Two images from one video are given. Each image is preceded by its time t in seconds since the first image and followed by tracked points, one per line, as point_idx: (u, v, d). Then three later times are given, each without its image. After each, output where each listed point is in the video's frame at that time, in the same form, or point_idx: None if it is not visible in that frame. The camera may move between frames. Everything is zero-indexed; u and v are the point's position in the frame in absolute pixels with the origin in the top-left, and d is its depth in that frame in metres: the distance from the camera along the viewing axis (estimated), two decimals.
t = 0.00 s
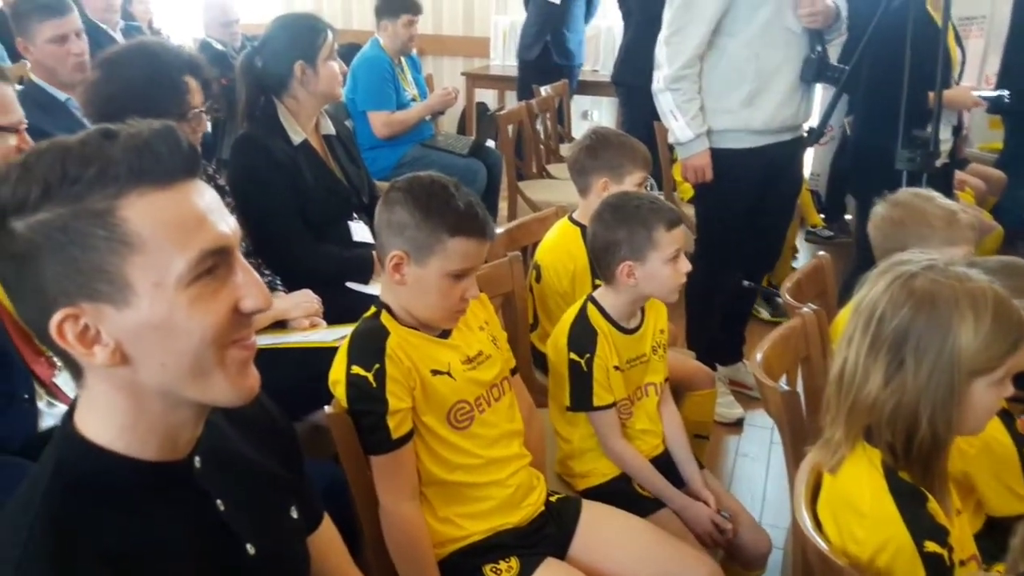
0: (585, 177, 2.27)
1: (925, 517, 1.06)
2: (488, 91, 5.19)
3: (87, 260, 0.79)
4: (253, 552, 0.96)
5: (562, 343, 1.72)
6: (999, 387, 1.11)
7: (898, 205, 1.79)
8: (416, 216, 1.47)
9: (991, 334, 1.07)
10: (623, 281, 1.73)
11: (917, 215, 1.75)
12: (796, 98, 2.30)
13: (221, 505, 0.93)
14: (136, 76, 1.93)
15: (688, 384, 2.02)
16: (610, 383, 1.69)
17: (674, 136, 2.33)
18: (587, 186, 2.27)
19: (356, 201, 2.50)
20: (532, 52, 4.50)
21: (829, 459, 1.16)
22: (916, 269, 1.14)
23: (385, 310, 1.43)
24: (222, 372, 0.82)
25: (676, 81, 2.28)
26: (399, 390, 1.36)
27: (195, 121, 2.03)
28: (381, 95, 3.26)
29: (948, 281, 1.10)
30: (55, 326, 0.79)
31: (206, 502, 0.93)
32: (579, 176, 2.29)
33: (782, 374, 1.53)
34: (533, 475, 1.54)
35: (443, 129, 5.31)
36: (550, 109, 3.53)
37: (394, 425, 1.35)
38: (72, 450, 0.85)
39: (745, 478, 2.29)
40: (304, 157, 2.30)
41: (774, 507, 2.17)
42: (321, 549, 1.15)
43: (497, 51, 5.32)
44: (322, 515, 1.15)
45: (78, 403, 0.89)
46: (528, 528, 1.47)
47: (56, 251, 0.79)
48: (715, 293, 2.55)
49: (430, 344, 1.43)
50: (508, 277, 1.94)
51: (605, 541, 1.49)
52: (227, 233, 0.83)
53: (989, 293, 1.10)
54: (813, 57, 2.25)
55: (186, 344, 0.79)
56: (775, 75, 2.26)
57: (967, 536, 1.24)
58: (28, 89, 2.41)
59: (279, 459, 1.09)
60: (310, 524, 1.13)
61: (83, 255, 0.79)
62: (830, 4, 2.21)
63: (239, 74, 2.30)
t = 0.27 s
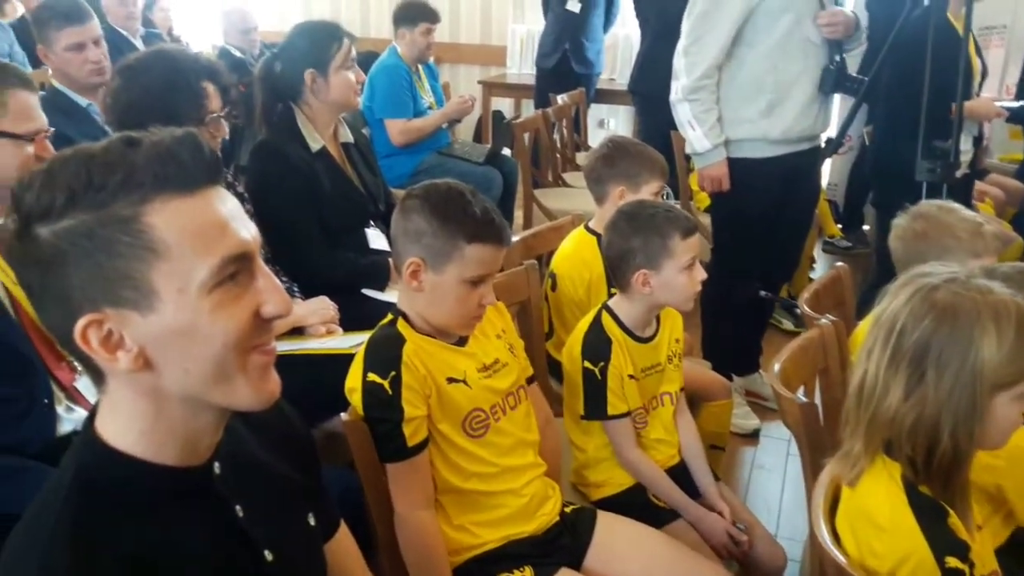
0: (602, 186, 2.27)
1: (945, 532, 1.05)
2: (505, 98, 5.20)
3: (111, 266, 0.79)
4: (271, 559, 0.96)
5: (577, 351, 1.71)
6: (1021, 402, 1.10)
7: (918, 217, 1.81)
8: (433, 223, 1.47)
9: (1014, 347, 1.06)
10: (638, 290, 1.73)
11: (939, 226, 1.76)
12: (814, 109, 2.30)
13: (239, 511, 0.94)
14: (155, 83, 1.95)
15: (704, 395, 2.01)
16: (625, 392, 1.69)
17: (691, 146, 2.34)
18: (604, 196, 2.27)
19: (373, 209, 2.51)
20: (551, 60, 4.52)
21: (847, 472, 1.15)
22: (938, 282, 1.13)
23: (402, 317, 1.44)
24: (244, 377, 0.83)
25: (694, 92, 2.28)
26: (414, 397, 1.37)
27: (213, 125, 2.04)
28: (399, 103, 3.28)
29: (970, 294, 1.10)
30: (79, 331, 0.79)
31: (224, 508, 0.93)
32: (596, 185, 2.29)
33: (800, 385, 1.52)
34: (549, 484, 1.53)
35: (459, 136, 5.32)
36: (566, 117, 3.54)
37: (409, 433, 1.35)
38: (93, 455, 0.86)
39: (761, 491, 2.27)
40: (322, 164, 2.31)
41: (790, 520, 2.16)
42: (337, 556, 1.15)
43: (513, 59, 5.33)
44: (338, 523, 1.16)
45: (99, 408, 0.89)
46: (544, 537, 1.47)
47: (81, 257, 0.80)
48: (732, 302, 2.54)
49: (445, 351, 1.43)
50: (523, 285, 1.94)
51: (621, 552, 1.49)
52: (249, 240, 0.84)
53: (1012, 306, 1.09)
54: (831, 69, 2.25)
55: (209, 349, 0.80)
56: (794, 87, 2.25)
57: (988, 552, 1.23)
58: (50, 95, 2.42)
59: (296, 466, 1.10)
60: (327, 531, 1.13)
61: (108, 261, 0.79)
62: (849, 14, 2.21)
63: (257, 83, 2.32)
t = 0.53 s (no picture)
0: (618, 195, 2.27)
1: (968, 548, 1.03)
2: (521, 106, 5.21)
3: (136, 272, 0.80)
4: (288, 565, 0.96)
5: (593, 359, 1.71)
6: None
7: (939, 228, 1.80)
8: (452, 230, 1.47)
9: None
10: (654, 298, 1.72)
11: (961, 238, 1.75)
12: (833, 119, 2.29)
13: (257, 518, 0.94)
14: (168, 90, 1.96)
15: (720, 405, 2.00)
16: (640, 401, 1.68)
17: (708, 155, 2.32)
18: (620, 204, 2.27)
19: (390, 216, 2.52)
20: (569, 70, 4.53)
21: (868, 485, 1.14)
22: (961, 293, 1.12)
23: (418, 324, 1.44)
24: (266, 383, 0.82)
25: (712, 101, 2.27)
26: (430, 405, 1.37)
27: (229, 129, 2.05)
28: (416, 110, 3.30)
29: (994, 306, 1.09)
30: (104, 336, 0.80)
31: (242, 514, 0.93)
32: (613, 194, 2.28)
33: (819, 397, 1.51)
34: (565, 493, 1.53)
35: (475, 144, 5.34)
36: (583, 125, 3.54)
37: (425, 440, 1.35)
38: (114, 459, 0.86)
39: (777, 503, 2.26)
40: (340, 171, 2.32)
41: (806, 533, 2.14)
42: (353, 564, 1.15)
43: (530, 67, 5.34)
44: (353, 530, 1.15)
45: (120, 412, 0.90)
46: (560, 547, 1.46)
47: (106, 262, 0.80)
48: (749, 312, 2.52)
49: (461, 359, 1.43)
50: (539, 292, 1.94)
51: (637, 563, 1.48)
52: (272, 246, 0.84)
53: None
54: (849, 80, 2.24)
55: (231, 355, 0.80)
56: (811, 97, 2.25)
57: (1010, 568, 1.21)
58: (73, 101, 2.45)
59: (314, 472, 1.10)
60: (343, 538, 1.13)
61: (133, 266, 0.80)
62: (869, 25, 2.20)
63: (279, 88, 2.36)
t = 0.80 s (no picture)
0: (635, 203, 2.26)
1: (991, 562, 1.03)
2: (537, 114, 5.22)
3: (164, 278, 0.80)
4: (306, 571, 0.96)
5: (608, 367, 1.71)
6: None
7: (961, 237, 1.79)
8: (473, 237, 1.48)
9: None
10: (670, 305, 1.72)
11: (984, 248, 1.75)
12: (852, 128, 2.29)
13: (275, 523, 0.94)
14: (181, 94, 1.98)
15: (737, 415, 1.99)
16: (656, 410, 1.67)
17: (728, 161, 2.31)
18: (637, 212, 2.26)
19: (407, 222, 2.52)
20: (586, 78, 4.53)
21: (888, 497, 1.13)
22: (985, 304, 1.11)
23: (435, 331, 1.44)
24: (290, 389, 0.83)
25: (732, 109, 2.26)
26: (446, 412, 1.37)
27: (242, 131, 2.05)
28: (433, 117, 3.31)
29: (1019, 317, 1.08)
30: (131, 342, 0.81)
31: (261, 519, 0.93)
32: (629, 201, 2.28)
33: (837, 407, 1.51)
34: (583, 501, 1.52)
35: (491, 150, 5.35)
36: (599, 132, 3.54)
37: (441, 447, 1.35)
38: (138, 464, 0.87)
39: (793, 514, 2.24)
40: (358, 178, 2.34)
41: (823, 544, 2.12)
42: (370, 570, 1.15)
43: (547, 75, 5.36)
44: (370, 536, 1.15)
45: (142, 416, 0.90)
46: (577, 556, 1.46)
47: (134, 269, 0.81)
48: (766, 321, 2.51)
49: (478, 365, 1.43)
50: (556, 299, 1.94)
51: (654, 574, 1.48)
52: (298, 253, 0.84)
53: None
54: (869, 89, 2.23)
55: (256, 360, 0.80)
56: (831, 106, 2.25)
57: None
58: (94, 107, 2.48)
59: (333, 479, 1.10)
60: (360, 544, 1.13)
61: (161, 273, 0.80)
62: (890, 33, 2.19)
63: (299, 94, 2.41)
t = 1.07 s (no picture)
0: (652, 209, 2.26)
1: None
2: (553, 119, 5.23)
3: (195, 284, 0.80)
4: None
5: (624, 373, 1.70)
6: None
7: (985, 245, 1.77)
8: (488, 243, 1.48)
9: None
10: (687, 311, 1.71)
11: (1007, 257, 1.73)
12: (873, 135, 2.27)
13: (293, 527, 0.94)
14: (190, 101, 1.94)
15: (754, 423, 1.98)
16: (673, 417, 1.66)
17: (750, 167, 2.30)
18: (654, 218, 2.25)
19: (423, 227, 2.53)
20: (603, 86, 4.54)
21: (909, 509, 1.12)
22: (1008, 314, 1.10)
23: (451, 337, 1.44)
24: (315, 396, 0.83)
25: (755, 115, 2.26)
26: (462, 418, 1.36)
27: (256, 133, 1.98)
28: (450, 122, 3.32)
29: None
30: (161, 348, 0.81)
31: (279, 524, 0.93)
32: (646, 208, 2.27)
33: (855, 416, 1.49)
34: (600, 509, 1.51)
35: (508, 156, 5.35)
36: (616, 138, 3.54)
37: (456, 453, 1.35)
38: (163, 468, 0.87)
39: (809, 522, 2.23)
40: (374, 183, 2.34)
41: (839, 553, 2.11)
42: None
43: (564, 81, 5.36)
44: (386, 542, 1.15)
45: (164, 419, 0.91)
46: (592, 564, 1.45)
47: (164, 274, 0.81)
48: (784, 328, 2.50)
49: (493, 371, 1.43)
50: (572, 305, 1.94)
51: None
52: (326, 261, 0.84)
53: None
54: (892, 96, 2.21)
55: (283, 367, 0.81)
56: (853, 112, 2.23)
57: None
58: (114, 113, 2.50)
59: (350, 485, 1.10)
60: (376, 550, 1.13)
61: (193, 279, 0.81)
62: (913, 41, 2.18)
63: (317, 100, 2.41)
